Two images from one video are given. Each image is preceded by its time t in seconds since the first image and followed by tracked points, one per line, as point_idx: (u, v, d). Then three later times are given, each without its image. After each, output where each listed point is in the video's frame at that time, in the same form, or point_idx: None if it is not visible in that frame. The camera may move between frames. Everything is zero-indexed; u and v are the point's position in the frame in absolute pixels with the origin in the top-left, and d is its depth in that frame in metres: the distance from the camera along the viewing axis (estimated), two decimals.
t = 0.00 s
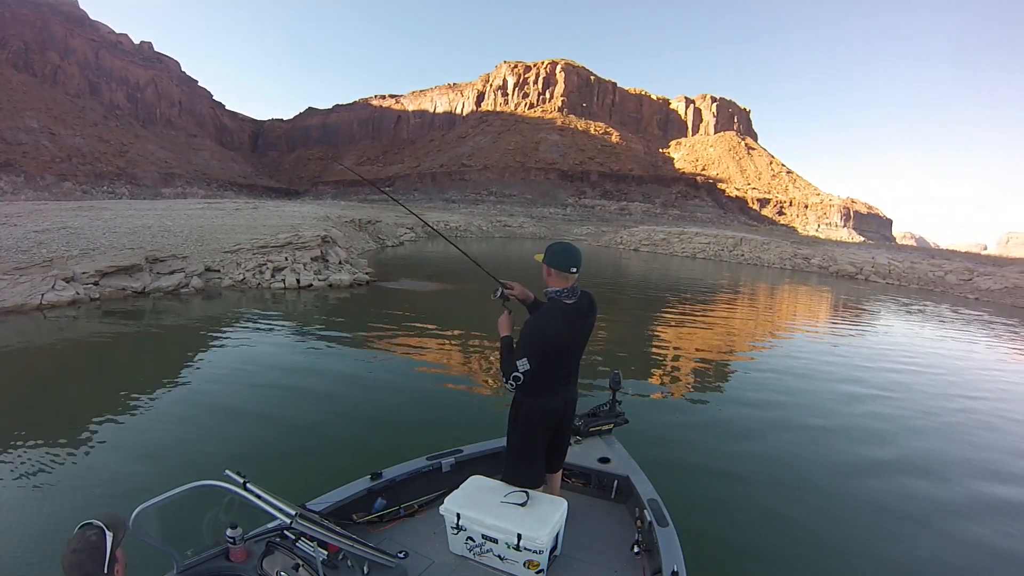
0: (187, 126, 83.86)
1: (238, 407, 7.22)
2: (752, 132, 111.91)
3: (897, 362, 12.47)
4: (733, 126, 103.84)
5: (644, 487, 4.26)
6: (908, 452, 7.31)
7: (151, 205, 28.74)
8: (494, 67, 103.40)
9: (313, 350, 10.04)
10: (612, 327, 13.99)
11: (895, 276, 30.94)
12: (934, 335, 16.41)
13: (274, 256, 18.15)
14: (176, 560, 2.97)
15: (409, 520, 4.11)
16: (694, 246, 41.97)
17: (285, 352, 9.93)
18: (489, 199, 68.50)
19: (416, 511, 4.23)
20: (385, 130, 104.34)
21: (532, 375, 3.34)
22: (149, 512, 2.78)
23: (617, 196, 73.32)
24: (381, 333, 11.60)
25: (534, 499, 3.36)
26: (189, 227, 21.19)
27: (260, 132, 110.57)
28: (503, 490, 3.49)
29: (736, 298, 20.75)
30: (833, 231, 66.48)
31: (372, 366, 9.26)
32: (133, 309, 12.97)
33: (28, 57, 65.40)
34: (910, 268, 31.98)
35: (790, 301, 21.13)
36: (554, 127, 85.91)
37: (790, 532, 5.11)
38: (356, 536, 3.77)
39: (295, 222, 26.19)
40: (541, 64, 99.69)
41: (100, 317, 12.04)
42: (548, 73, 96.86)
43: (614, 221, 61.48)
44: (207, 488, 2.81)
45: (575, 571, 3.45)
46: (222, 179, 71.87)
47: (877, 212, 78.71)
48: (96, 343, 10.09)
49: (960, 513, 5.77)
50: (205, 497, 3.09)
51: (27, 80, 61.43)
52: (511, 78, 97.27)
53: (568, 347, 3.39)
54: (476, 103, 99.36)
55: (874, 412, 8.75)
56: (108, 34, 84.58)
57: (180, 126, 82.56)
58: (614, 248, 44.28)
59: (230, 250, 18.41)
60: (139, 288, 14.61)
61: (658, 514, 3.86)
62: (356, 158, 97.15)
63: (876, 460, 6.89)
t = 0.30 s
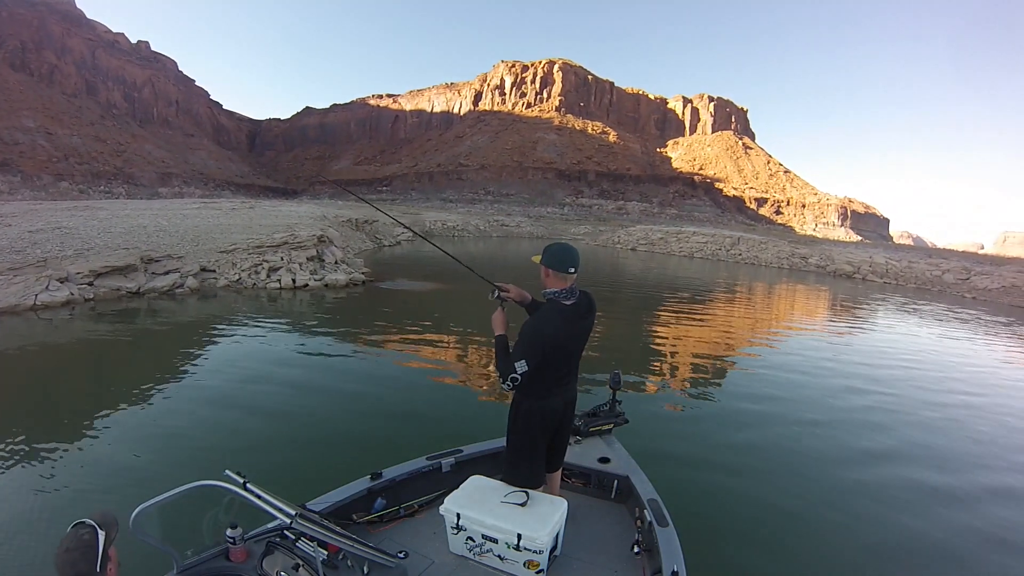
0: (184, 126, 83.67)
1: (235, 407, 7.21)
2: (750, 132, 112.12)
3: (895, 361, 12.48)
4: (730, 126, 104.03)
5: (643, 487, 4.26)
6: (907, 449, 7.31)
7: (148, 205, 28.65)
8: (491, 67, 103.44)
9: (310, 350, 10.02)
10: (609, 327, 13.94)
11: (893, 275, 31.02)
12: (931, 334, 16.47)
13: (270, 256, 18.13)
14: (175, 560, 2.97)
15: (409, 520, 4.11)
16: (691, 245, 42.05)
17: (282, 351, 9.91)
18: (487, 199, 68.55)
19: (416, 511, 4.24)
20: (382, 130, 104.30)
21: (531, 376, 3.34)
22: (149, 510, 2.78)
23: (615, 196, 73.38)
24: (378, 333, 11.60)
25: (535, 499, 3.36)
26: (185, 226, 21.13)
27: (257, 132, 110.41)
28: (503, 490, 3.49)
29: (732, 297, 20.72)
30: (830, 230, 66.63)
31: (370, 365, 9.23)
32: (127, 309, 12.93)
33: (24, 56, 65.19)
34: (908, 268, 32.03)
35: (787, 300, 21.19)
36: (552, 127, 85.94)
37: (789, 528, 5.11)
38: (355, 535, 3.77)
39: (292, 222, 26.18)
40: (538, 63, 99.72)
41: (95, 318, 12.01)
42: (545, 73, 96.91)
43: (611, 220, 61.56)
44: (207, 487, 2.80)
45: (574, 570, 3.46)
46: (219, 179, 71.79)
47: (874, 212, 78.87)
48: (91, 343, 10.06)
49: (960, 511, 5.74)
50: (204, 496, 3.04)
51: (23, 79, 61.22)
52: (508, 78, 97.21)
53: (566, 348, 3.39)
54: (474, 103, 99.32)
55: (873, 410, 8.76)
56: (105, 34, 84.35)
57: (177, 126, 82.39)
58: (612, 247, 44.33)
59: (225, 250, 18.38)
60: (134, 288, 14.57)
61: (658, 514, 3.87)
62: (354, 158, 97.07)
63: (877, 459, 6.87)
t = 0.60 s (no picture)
0: (181, 126, 83.52)
1: (232, 407, 7.20)
2: (747, 131, 112.31)
3: (894, 359, 12.51)
4: (728, 125, 104.20)
5: (643, 487, 4.27)
6: (904, 444, 7.35)
7: (145, 205, 28.65)
8: (489, 67, 103.44)
9: (307, 350, 10.01)
10: (606, 327, 13.88)
11: (890, 274, 31.11)
12: (929, 332, 16.52)
13: (266, 256, 18.11)
14: (176, 560, 2.98)
15: (409, 520, 4.11)
16: (689, 245, 42.12)
17: (280, 351, 9.89)
18: (484, 198, 68.57)
19: (416, 511, 4.23)
20: (379, 130, 104.28)
21: (530, 376, 3.34)
22: (149, 511, 2.79)
23: (613, 195, 73.45)
24: (376, 333, 11.58)
25: (534, 500, 3.36)
26: (181, 227, 21.12)
27: (255, 132, 110.31)
28: (503, 490, 3.49)
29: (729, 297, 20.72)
30: (828, 229, 66.73)
31: (369, 365, 9.22)
32: (123, 310, 12.90)
33: (21, 57, 64.99)
34: (905, 266, 32.13)
35: (785, 299, 21.24)
36: (549, 126, 85.93)
37: (786, 521, 5.14)
38: (355, 535, 3.77)
39: (289, 222, 26.20)
40: (535, 63, 99.71)
41: (90, 319, 11.98)
42: (543, 72, 96.92)
43: (608, 219, 61.63)
44: (206, 488, 2.81)
45: (574, 571, 3.46)
46: (216, 179, 71.73)
47: (871, 211, 79.04)
48: (86, 344, 10.01)
49: (959, 506, 5.75)
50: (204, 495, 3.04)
51: (20, 79, 61.05)
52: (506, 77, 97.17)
53: (564, 347, 3.39)
54: (471, 102, 99.29)
55: (871, 407, 8.78)
56: (102, 34, 84.18)
57: (174, 126, 82.26)
58: (610, 246, 44.37)
59: (221, 250, 18.36)
60: (129, 289, 14.53)
61: (658, 514, 3.87)
62: (351, 157, 97.03)
63: (875, 456, 6.88)
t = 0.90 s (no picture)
0: (178, 125, 83.31)
1: (229, 407, 7.18)
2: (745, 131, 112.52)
3: (892, 359, 12.56)
4: (725, 125, 104.46)
5: (643, 487, 4.28)
6: (902, 448, 7.35)
7: (141, 205, 28.56)
8: (486, 66, 103.40)
9: (303, 351, 9.97)
10: (604, 326, 13.87)
11: (888, 273, 31.20)
12: (926, 331, 16.58)
13: (261, 256, 18.07)
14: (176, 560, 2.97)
15: (409, 519, 4.11)
16: (687, 244, 42.19)
17: (277, 351, 9.86)
18: (482, 198, 68.60)
19: (416, 511, 4.23)
20: (377, 130, 104.19)
21: (526, 378, 3.33)
22: (149, 511, 2.78)
23: (610, 195, 73.50)
24: (373, 333, 11.57)
25: (534, 499, 3.37)
26: (176, 227, 21.06)
27: (252, 132, 110.04)
28: (503, 490, 3.49)
29: (726, 296, 20.73)
30: (825, 229, 66.87)
31: (366, 365, 9.22)
32: (117, 311, 12.86)
33: (17, 56, 64.71)
34: (902, 266, 32.24)
35: (782, 298, 21.29)
36: (547, 126, 85.92)
37: (785, 525, 5.17)
38: (356, 535, 3.77)
39: (285, 221, 26.19)
40: (533, 63, 99.70)
41: (84, 319, 11.95)
42: (540, 72, 96.87)
43: (606, 219, 61.69)
44: (206, 487, 2.79)
45: (574, 571, 3.46)
46: (214, 179, 71.62)
47: (868, 210, 79.24)
48: (79, 344, 9.97)
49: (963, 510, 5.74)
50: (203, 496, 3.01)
51: (16, 79, 60.76)
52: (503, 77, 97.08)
53: (559, 348, 3.38)
54: (468, 102, 99.20)
55: (869, 409, 8.80)
56: (98, 33, 83.90)
57: (171, 126, 82.06)
58: (607, 246, 44.37)
59: (216, 250, 18.32)
60: (123, 289, 14.49)
61: (658, 514, 3.87)
62: (349, 157, 96.96)
63: (874, 457, 6.90)
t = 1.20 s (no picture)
0: (176, 124, 83.16)
1: (227, 406, 7.17)
2: (742, 131, 112.75)
3: (891, 358, 12.59)
4: (722, 125, 104.62)
5: (643, 487, 4.28)
6: (902, 446, 7.32)
7: (137, 204, 28.47)
8: (484, 66, 103.37)
9: (301, 350, 9.94)
10: (601, 326, 13.87)
11: (885, 273, 31.29)
12: (924, 331, 16.64)
13: (257, 256, 18.00)
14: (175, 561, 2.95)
15: (409, 519, 4.10)
16: (685, 243, 42.26)
17: (274, 351, 9.80)
18: (479, 198, 68.65)
19: (416, 511, 4.22)
20: (374, 129, 104.13)
21: (524, 378, 3.32)
22: (149, 511, 2.76)
23: (608, 195, 73.61)
24: (372, 333, 11.55)
25: (535, 499, 3.37)
26: (172, 226, 21.00)
27: (250, 130, 109.91)
28: (503, 490, 3.49)
29: (724, 296, 20.75)
30: (823, 229, 67.03)
31: (364, 365, 9.18)
32: (112, 311, 12.81)
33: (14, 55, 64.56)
34: (899, 266, 32.34)
35: (780, 298, 21.33)
36: (544, 126, 85.93)
37: (786, 522, 5.16)
38: (356, 536, 3.76)
39: (281, 221, 26.13)
40: (531, 62, 99.70)
41: (79, 319, 11.89)
42: (538, 71, 96.83)
43: (603, 218, 61.77)
44: (206, 487, 2.78)
45: (573, 570, 3.46)
46: (211, 178, 71.57)
47: (866, 210, 79.43)
48: (73, 343, 9.94)
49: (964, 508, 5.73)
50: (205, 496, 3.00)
51: (13, 77, 60.59)
52: (501, 76, 96.97)
53: (557, 348, 3.37)
54: (466, 101, 99.16)
55: (870, 407, 8.79)
56: (96, 31, 83.70)
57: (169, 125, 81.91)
58: (605, 245, 44.43)
59: (212, 250, 18.26)
60: (118, 289, 14.44)
61: (658, 514, 3.88)
62: (346, 156, 96.87)
63: (873, 455, 6.91)
